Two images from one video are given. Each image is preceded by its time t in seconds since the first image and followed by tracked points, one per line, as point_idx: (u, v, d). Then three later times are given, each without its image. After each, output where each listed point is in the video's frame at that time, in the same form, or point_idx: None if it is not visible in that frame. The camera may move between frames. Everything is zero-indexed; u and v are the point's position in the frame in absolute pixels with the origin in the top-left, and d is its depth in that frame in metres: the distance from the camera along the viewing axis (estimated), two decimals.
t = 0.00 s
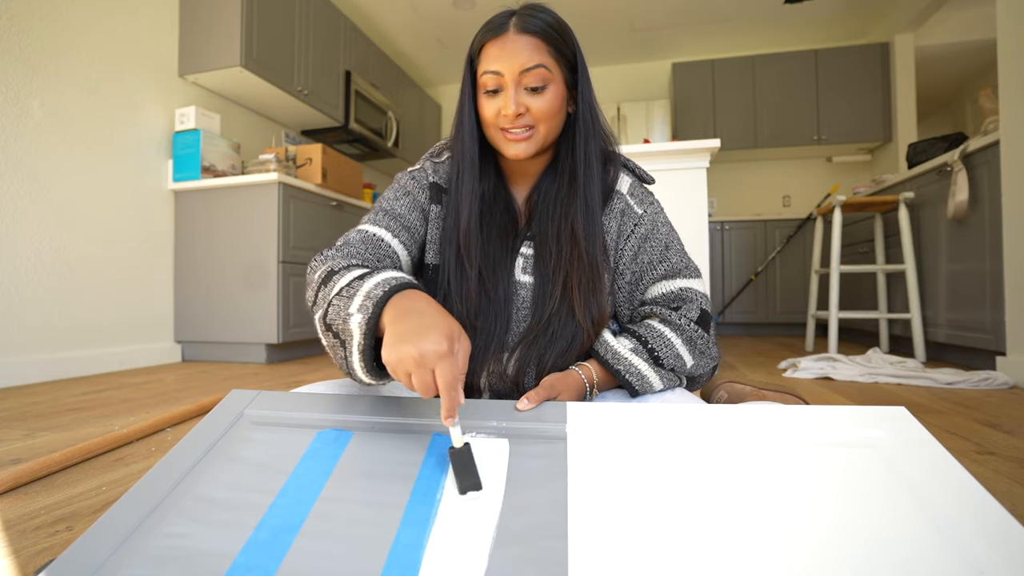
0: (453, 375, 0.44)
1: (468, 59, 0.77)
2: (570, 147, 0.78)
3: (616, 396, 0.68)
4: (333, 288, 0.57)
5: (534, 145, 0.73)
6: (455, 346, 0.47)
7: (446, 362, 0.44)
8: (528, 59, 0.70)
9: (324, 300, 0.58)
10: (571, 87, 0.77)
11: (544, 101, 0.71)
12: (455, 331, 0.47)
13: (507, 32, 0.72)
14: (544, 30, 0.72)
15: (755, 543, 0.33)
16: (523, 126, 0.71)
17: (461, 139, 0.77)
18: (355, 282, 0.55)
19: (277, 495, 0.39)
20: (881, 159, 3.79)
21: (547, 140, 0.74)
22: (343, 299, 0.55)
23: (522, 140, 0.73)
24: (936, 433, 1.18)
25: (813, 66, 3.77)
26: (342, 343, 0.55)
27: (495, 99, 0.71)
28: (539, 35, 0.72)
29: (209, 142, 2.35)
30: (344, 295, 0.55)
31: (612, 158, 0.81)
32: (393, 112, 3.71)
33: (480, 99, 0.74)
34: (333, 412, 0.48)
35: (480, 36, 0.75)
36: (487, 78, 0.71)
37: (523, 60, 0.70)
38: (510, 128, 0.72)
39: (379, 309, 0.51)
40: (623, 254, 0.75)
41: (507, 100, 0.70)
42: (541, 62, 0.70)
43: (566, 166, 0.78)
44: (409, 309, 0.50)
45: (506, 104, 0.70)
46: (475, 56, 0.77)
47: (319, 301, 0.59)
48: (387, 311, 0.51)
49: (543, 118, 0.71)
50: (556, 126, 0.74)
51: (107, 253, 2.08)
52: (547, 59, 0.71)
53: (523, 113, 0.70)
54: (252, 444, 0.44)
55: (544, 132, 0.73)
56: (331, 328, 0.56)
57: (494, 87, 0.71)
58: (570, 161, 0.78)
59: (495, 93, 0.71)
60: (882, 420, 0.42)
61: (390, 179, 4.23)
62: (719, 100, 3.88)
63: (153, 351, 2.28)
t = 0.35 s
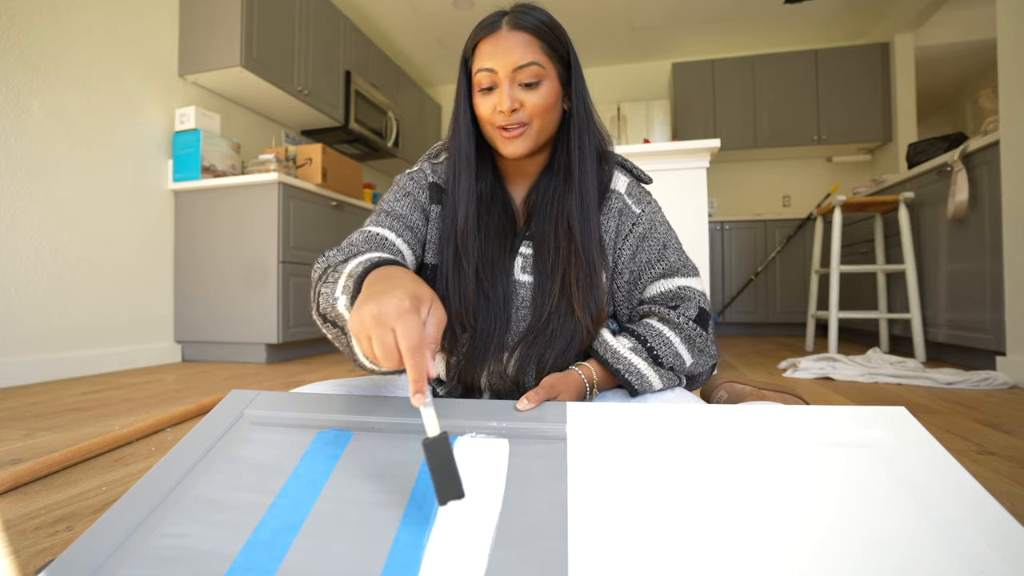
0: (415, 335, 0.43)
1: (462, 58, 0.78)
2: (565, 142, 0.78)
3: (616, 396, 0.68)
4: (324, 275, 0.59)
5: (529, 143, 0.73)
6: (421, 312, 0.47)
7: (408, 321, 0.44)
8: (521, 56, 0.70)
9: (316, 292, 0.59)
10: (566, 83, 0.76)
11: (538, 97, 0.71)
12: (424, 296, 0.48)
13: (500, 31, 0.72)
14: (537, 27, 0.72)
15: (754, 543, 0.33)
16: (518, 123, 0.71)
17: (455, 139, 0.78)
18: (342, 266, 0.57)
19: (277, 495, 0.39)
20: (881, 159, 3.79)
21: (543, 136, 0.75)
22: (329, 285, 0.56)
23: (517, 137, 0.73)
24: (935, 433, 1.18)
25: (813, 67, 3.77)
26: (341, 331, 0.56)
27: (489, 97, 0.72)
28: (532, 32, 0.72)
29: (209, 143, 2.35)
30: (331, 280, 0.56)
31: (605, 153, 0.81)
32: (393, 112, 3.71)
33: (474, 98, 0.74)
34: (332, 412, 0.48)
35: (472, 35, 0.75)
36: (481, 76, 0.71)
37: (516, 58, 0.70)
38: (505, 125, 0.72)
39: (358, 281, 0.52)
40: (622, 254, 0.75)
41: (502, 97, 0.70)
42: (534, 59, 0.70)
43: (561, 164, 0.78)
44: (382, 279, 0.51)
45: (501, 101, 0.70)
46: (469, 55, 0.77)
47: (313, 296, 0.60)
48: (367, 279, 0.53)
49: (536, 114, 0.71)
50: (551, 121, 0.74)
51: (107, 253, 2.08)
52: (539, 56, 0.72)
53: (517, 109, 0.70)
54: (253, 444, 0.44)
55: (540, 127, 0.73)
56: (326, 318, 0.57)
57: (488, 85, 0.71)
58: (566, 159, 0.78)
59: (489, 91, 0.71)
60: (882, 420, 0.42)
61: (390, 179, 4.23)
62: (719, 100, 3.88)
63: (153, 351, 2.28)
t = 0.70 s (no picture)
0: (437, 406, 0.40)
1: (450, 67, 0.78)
2: (561, 143, 0.78)
3: (616, 396, 0.68)
4: (331, 303, 0.56)
5: (526, 150, 0.73)
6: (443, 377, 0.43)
7: (431, 390, 0.40)
8: (510, 65, 0.70)
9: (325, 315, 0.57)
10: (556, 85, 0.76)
11: (531, 104, 0.71)
12: (447, 357, 0.44)
13: (486, 39, 0.71)
14: (525, 33, 0.72)
15: (754, 543, 0.33)
16: (513, 133, 0.71)
17: (450, 145, 0.78)
18: (354, 296, 0.54)
19: (277, 496, 0.39)
20: (881, 159, 3.79)
21: (539, 140, 0.75)
22: (341, 315, 0.54)
23: (515, 144, 0.73)
24: (935, 433, 1.18)
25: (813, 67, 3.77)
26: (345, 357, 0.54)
27: (481, 108, 0.72)
28: (519, 39, 0.71)
29: (209, 142, 2.35)
30: (343, 310, 0.53)
31: (602, 153, 0.81)
32: (393, 112, 3.71)
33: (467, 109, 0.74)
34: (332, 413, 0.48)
35: (460, 44, 0.75)
36: (472, 88, 0.71)
37: (505, 67, 0.69)
38: (501, 134, 0.72)
39: (374, 326, 0.49)
40: (622, 254, 0.75)
41: (494, 107, 0.70)
42: (523, 67, 0.70)
43: (557, 165, 0.78)
44: (401, 330, 0.47)
45: (494, 111, 0.70)
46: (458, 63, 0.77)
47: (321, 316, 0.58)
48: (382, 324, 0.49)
49: (530, 121, 0.71)
50: (545, 125, 0.74)
51: (107, 253, 2.08)
52: (529, 61, 0.71)
53: (510, 119, 0.70)
54: (252, 444, 0.44)
55: (535, 133, 0.73)
56: (333, 343, 0.55)
57: (480, 96, 0.71)
58: (560, 160, 0.78)
59: (481, 102, 0.71)
60: (881, 420, 0.42)
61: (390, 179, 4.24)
62: (719, 101, 3.88)
63: (153, 351, 2.28)
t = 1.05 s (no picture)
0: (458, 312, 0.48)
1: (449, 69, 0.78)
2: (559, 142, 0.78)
3: (616, 396, 0.68)
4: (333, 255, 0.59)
5: (525, 150, 0.74)
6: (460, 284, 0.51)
7: (452, 299, 0.48)
8: (509, 68, 0.69)
9: (326, 272, 0.59)
10: (555, 85, 0.76)
11: (531, 105, 0.71)
12: (461, 271, 0.51)
13: (484, 41, 0.71)
14: (523, 35, 0.72)
15: (754, 544, 0.33)
16: (514, 134, 0.72)
17: (447, 145, 0.78)
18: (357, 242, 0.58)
19: (277, 495, 0.39)
20: (881, 159, 3.79)
21: (539, 141, 0.75)
22: (346, 260, 0.57)
23: (515, 145, 0.73)
24: (935, 433, 1.18)
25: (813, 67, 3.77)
26: (353, 305, 0.56)
27: (481, 110, 0.72)
28: (518, 41, 0.71)
29: (209, 142, 2.35)
30: (348, 255, 0.57)
31: (600, 152, 0.81)
32: (393, 112, 3.71)
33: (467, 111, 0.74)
34: (332, 412, 0.48)
35: (458, 46, 0.74)
36: (472, 91, 0.71)
37: (504, 70, 0.69)
38: (501, 136, 0.72)
39: (382, 255, 0.54)
40: (621, 254, 0.75)
41: (494, 110, 0.70)
42: (523, 69, 0.70)
43: (556, 165, 0.78)
44: (414, 251, 0.53)
45: (494, 113, 0.70)
46: (456, 65, 0.77)
47: (320, 275, 0.59)
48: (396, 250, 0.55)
49: (530, 122, 0.72)
50: (545, 126, 0.74)
51: (107, 253, 2.08)
52: (528, 64, 0.71)
53: (510, 121, 0.70)
54: (252, 444, 0.44)
55: (534, 134, 0.73)
56: (337, 293, 0.57)
57: (479, 99, 0.71)
58: (558, 160, 0.77)
59: (481, 104, 0.71)
60: (881, 420, 0.42)
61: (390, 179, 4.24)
62: (719, 101, 3.88)
63: (153, 351, 2.28)
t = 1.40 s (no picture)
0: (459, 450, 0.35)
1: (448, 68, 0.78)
2: (560, 141, 0.78)
3: (616, 396, 0.68)
4: (350, 321, 0.53)
5: (526, 149, 0.74)
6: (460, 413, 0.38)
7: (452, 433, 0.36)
8: (509, 66, 0.69)
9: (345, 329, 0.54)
10: (554, 83, 0.76)
11: (532, 103, 0.71)
12: (469, 397, 0.39)
13: (484, 40, 0.71)
14: (522, 33, 0.72)
15: (752, 544, 0.33)
16: (515, 132, 0.72)
17: (449, 145, 0.78)
18: (373, 317, 0.50)
19: (277, 496, 0.39)
20: (881, 159, 3.79)
21: (539, 140, 0.75)
22: (361, 337, 0.50)
23: (516, 144, 0.73)
24: (935, 433, 1.18)
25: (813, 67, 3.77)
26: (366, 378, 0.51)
27: (481, 109, 0.71)
28: (517, 39, 0.71)
29: (209, 142, 2.35)
30: (362, 333, 0.50)
31: (599, 152, 0.81)
32: (393, 112, 3.71)
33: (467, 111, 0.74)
34: (332, 412, 0.48)
35: (457, 46, 0.74)
36: (471, 91, 0.71)
37: (504, 68, 0.69)
38: (502, 135, 0.72)
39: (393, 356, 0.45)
40: (622, 254, 0.75)
41: (494, 109, 0.70)
42: (523, 68, 0.70)
43: (556, 165, 0.78)
44: (421, 365, 0.42)
45: (494, 112, 0.70)
46: (456, 65, 0.77)
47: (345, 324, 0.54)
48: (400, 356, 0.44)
49: (531, 120, 0.72)
50: (546, 125, 0.74)
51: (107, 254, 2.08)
52: (527, 62, 0.71)
53: (512, 119, 0.70)
54: (251, 443, 0.44)
55: (536, 133, 0.73)
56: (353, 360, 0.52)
57: (479, 98, 0.71)
58: (559, 159, 0.77)
59: (481, 103, 0.71)
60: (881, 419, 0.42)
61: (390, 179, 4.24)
62: (719, 101, 3.88)
63: (153, 351, 2.28)
